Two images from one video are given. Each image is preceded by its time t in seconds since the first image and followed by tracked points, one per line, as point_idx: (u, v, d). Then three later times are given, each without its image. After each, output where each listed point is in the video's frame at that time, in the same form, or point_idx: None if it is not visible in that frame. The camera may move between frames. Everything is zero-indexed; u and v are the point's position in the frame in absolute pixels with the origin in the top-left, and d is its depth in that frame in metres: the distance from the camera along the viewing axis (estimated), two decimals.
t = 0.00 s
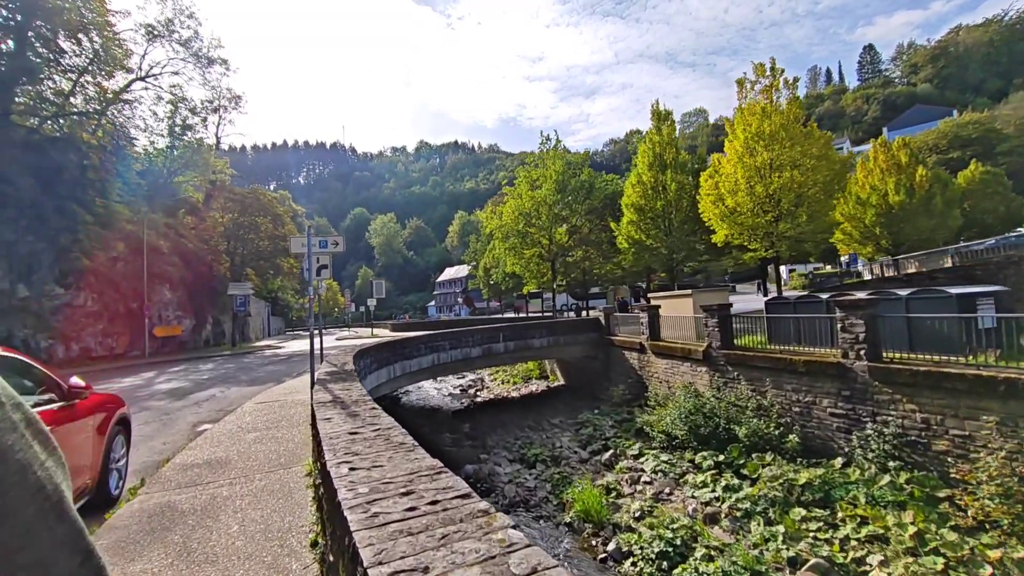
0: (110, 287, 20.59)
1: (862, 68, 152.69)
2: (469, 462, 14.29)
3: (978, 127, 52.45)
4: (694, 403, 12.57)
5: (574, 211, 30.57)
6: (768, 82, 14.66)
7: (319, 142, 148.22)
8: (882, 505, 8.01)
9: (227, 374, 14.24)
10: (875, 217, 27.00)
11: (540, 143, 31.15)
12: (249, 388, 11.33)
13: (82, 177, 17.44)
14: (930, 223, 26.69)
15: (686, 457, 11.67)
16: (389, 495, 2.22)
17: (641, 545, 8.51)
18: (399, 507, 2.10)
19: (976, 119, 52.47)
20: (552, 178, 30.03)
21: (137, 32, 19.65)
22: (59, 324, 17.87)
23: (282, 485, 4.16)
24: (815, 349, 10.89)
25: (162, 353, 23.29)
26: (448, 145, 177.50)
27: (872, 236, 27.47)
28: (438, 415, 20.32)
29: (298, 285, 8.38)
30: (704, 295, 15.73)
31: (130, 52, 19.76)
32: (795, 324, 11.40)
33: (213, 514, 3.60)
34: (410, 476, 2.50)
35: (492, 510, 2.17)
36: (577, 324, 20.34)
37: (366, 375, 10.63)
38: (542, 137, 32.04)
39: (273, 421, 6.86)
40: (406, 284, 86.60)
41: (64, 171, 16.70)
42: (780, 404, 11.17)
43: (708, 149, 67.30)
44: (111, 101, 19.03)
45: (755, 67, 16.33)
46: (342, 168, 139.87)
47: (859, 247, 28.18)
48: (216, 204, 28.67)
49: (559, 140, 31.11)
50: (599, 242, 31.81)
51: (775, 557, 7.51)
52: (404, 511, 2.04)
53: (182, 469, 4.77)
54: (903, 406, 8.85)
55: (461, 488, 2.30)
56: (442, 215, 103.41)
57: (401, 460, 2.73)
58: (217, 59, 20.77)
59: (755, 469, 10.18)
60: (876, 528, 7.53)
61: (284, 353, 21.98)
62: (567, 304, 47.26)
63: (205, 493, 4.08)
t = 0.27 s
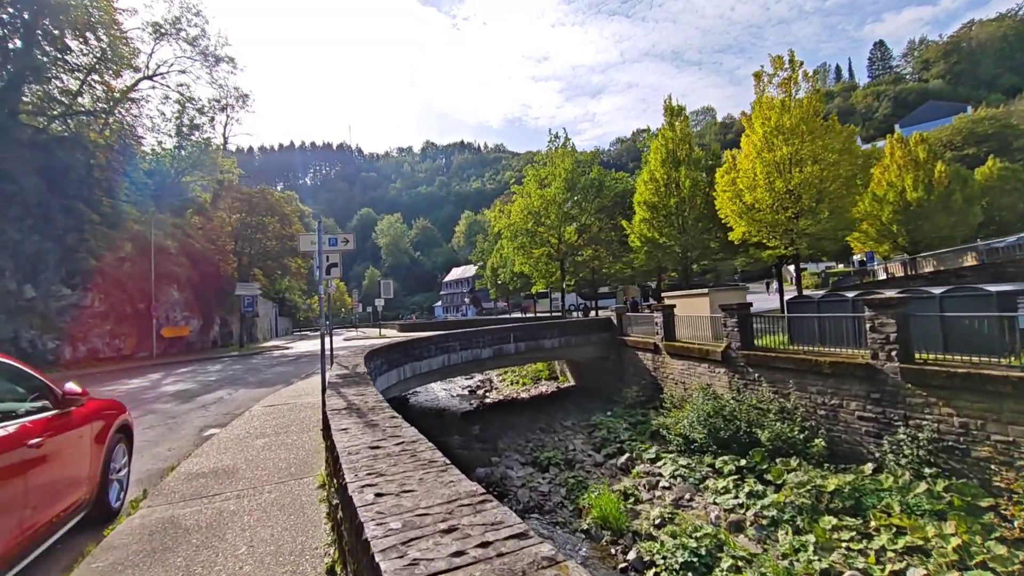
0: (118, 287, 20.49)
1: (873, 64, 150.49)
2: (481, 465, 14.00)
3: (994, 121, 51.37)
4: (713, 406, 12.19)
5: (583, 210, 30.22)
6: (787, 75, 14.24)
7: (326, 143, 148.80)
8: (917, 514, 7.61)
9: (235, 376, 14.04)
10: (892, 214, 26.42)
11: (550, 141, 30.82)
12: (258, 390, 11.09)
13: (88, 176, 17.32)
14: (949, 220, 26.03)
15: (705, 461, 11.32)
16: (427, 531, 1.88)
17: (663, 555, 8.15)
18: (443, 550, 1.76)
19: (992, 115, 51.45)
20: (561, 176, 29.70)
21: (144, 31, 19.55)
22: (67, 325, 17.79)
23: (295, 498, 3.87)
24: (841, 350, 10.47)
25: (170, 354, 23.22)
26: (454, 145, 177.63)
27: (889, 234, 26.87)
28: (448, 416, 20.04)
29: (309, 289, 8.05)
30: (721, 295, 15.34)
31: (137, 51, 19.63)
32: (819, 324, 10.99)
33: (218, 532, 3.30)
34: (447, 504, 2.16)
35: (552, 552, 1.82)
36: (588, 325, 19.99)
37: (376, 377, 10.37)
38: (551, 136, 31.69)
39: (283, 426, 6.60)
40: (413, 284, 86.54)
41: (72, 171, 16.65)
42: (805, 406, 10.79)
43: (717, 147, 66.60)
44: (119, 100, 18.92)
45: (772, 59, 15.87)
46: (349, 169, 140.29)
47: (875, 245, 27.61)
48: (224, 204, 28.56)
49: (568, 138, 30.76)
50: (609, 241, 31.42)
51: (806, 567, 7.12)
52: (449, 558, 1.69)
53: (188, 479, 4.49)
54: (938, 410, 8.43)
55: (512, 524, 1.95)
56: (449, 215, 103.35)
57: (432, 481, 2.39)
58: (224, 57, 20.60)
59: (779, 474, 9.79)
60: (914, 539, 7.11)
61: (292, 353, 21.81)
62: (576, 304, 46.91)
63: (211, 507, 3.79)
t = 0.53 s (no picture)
0: (120, 288, 20.24)
1: (879, 62, 149.38)
2: (489, 469, 13.66)
3: (1005, 117, 50.66)
4: (729, 407, 11.82)
5: (589, 208, 29.87)
6: (802, 67, 13.87)
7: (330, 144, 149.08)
8: (951, 521, 7.19)
9: (238, 378, 13.77)
10: (904, 211, 25.92)
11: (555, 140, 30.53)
12: (261, 392, 10.81)
13: (90, 176, 17.14)
14: (963, 216, 25.49)
15: (721, 464, 10.95)
16: None
17: (682, 564, 7.76)
18: None
19: (1002, 111, 50.80)
20: (566, 175, 29.40)
21: (147, 29, 19.36)
22: (69, 326, 17.58)
23: (296, 514, 3.54)
24: (864, 349, 10.08)
25: (174, 355, 23.03)
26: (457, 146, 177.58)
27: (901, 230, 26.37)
28: (454, 418, 19.73)
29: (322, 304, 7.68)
30: (734, 293, 14.97)
31: (139, 49, 19.43)
32: (840, 323, 10.60)
33: (211, 556, 2.98)
34: (482, 547, 1.74)
35: None
36: (596, 324, 19.64)
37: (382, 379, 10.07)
38: (556, 134, 31.38)
39: (286, 432, 6.29)
40: (417, 285, 86.37)
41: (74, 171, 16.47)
42: (825, 408, 10.42)
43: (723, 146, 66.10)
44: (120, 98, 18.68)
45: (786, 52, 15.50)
46: (353, 170, 140.53)
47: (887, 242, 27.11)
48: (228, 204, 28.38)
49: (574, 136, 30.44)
50: (615, 240, 31.06)
51: None
52: None
53: (183, 492, 4.18)
54: (970, 412, 8.02)
55: None
56: (452, 215, 103.20)
57: (457, 507, 2.05)
58: (227, 55, 20.40)
59: (801, 479, 9.40)
60: (950, 549, 6.59)
61: (296, 355, 21.55)
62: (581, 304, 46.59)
63: (205, 525, 3.47)
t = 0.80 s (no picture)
0: (119, 290, 19.94)
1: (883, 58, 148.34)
2: (495, 473, 13.32)
3: (1013, 112, 50.00)
4: (744, 410, 11.46)
5: (594, 207, 29.50)
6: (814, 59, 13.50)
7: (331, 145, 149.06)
8: (987, 530, 6.80)
9: (239, 381, 13.48)
10: (914, 207, 25.48)
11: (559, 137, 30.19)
12: (261, 396, 10.49)
13: (87, 175, 16.88)
14: (976, 212, 25.01)
15: (737, 468, 10.58)
16: None
17: (702, 575, 7.39)
18: None
19: (1010, 106, 50.16)
20: (571, 173, 29.05)
21: (144, 26, 19.07)
22: (66, 328, 17.33)
23: (297, 537, 3.19)
24: (886, 349, 9.70)
25: (174, 357, 22.76)
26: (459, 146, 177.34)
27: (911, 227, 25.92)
28: (458, 420, 19.40)
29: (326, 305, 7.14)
30: (745, 292, 14.61)
31: (137, 47, 19.15)
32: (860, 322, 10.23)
33: None
34: None
35: None
36: (603, 324, 19.27)
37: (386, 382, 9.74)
38: (560, 132, 31.03)
39: (288, 440, 5.95)
40: (419, 285, 86.10)
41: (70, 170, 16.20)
42: (847, 410, 10.07)
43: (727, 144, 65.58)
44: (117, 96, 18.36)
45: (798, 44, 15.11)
46: (354, 170, 140.46)
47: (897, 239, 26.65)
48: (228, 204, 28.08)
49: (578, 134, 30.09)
50: (620, 239, 30.69)
51: None
52: None
53: (172, 510, 3.82)
54: (1004, 414, 7.63)
55: None
56: (454, 215, 102.89)
57: (496, 559, 1.68)
58: (226, 53, 20.10)
59: (822, 485, 9.02)
60: (990, 561, 6.13)
61: (297, 356, 21.26)
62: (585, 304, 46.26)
63: (195, 549, 3.12)
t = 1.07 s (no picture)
0: (117, 291, 19.66)
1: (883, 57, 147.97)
2: (502, 478, 12.97)
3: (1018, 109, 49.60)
4: (760, 413, 11.11)
5: (598, 206, 29.17)
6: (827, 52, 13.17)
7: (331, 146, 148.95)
8: None
9: (238, 384, 13.15)
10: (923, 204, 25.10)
11: (561, 136, 29.87)
12: (260, 400, 10.16)
13: (84, 175, 16.57)
14: (987, 209, 24.60)
15: (753, 473, 10.23)
16: None
17: None
18: None
19: (1015, 103, 49.74)
20: (574, 172, 28.73)
21: (143, 23, 18.76)
22: (63, 331, 17.04)
23: (300, 565, 2.84)
24: (909, 349, 9.35)
25: (173, 360, 22.46)
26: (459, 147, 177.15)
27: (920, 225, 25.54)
28: (462, 423, 19.06)
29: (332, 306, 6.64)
30: (757, 291, 14.29)
31: (136, 44, 18.82)
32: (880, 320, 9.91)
33: None
34: None
35: None
36: (610, 324, 18.92)
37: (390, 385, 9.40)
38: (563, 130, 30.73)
39: (289, 448, 5.61)
40: (420, 286, 85.79)
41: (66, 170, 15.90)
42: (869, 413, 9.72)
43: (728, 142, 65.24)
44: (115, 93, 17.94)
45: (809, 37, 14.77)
46: (354, 172, 140.31)
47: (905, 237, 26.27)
48: (228, 205, 27.76)
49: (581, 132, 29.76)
50: (624, 238, 30.35)
51: None
52: None
53: (161, 532, 3.47)
54: None
55: None
56: (455, 216, 102.61)
57: None
58: (226, 50, 19.80)
59: (845, 491, 8.66)
60: None
61: (298, 358, 20.95)
62: (587, 304, 45.92)
63: None
